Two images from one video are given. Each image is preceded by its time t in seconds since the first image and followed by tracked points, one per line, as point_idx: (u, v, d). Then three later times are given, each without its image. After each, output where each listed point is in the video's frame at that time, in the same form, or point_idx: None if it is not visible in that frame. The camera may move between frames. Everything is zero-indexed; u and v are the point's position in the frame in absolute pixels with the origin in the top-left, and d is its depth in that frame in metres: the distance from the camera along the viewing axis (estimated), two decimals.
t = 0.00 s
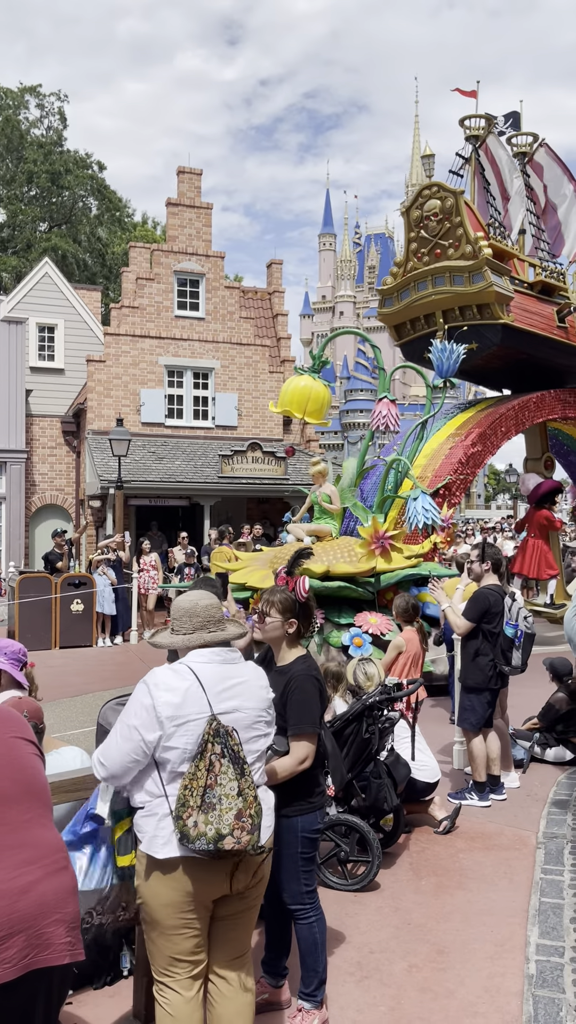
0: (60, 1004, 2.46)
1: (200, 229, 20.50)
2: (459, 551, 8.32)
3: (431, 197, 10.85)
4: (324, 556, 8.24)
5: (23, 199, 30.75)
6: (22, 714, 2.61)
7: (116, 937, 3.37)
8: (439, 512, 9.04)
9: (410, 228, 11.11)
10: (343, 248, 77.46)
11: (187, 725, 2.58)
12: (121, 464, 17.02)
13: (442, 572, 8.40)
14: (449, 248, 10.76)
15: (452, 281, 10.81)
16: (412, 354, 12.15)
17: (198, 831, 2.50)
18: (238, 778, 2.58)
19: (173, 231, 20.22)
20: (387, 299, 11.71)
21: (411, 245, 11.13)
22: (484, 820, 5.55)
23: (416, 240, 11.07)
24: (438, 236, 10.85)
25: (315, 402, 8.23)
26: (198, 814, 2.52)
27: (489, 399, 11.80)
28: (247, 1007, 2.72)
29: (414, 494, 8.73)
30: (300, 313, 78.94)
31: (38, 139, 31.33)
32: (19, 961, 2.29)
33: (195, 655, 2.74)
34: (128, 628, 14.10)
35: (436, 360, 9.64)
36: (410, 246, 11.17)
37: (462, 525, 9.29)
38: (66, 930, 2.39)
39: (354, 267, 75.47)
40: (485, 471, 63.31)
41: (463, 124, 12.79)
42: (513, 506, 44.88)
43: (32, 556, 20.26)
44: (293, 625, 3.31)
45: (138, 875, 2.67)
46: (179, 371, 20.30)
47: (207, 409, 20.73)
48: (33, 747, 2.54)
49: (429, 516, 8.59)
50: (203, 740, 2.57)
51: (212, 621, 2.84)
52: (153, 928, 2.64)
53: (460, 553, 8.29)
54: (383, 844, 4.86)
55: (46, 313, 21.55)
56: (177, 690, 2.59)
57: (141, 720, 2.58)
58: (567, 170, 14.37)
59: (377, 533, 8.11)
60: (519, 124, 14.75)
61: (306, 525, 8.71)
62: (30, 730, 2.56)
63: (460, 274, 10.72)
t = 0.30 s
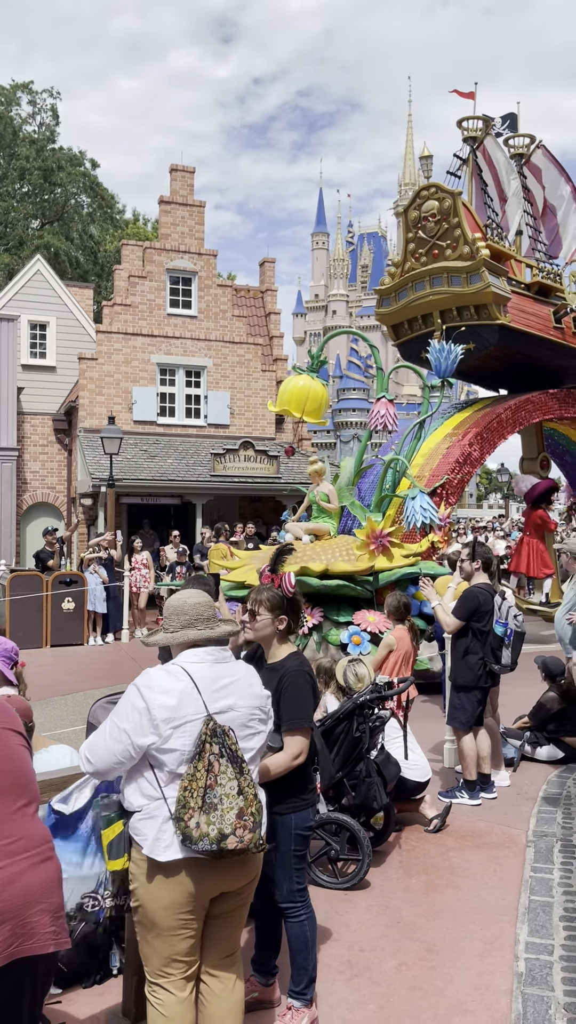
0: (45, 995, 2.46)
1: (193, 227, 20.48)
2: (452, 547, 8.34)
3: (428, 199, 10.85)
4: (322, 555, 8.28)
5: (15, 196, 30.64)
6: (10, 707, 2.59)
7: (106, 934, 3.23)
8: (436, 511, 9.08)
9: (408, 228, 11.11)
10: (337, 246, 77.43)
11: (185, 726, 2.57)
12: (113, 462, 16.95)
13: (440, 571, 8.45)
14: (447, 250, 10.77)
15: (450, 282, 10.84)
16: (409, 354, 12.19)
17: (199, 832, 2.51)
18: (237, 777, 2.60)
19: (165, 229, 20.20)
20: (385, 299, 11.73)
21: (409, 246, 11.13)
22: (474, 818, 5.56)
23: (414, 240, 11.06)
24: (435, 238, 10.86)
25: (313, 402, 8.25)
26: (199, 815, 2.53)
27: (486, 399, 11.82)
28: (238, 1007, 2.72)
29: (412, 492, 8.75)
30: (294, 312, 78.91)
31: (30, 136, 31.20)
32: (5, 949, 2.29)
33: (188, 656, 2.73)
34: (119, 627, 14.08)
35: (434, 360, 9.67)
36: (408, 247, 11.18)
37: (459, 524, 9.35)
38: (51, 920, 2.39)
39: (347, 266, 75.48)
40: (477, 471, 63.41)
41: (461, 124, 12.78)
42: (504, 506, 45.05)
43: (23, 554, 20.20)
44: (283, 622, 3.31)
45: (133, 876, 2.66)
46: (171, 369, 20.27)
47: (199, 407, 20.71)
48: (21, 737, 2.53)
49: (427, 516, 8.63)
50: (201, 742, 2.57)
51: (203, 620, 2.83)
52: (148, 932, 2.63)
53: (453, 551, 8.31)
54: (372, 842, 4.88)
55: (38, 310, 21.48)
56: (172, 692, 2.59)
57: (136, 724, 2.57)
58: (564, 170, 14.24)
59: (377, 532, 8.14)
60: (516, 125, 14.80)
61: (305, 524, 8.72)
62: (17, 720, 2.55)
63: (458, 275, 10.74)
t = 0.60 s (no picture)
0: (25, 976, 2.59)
1: (187, 226, 20.45)
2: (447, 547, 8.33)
3: (428, 200, 10.88)
4: (321, 553, 8.28)
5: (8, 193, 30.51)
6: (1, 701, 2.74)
7: (96, 934, 3.28)
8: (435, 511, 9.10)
9: (407, 230, 11.14)
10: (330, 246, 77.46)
11: (169, 727, 2.57)
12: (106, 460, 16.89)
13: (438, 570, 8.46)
14: (446, 251, 10.79)
15: (448, 283, 10.87)
16: (408, 354, 12.22)
17: (181, 834, 2.49)
18: (221, 779, 2.57)
19: (159, 227, 20.16)
20: (384, 300, 11.77)
21: (408, 247, 11.18)
22: (465, 817, 5.57)
23: (413, 242, 11.11)
24: (435, 239, 10.88)
25: (313, 402, 8.24)
26: (181, 816, 2.51)
27: (483, 399, 11.85)
28: (229, 1006, 2.73)
29: (412, 493, 8.74)
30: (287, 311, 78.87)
31: (23, 133, 31.08)
32: None
33: (177, 657, 2.72)
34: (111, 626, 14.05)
35: (433, 360, 9.70)
36: (407, 248, 11.23)
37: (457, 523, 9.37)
38: (27, 908, 2.52)
39: (341, 265, 75.51)
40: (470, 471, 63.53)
41: (459, 124, 12.81)
42: (496, 506, 45.19)
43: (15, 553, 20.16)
44: (280, 621, 3.32)
45: (123, 874, 2.67)
46: (164, 368, 20.24)
47: (193, 405, 20.69)
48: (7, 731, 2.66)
49: (426, 516, 8.63)
50: (184, 743, 2.55)
51: (194, 620, 2.82)
52: (138, 929, 2.63)
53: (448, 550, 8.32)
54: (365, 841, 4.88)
55: (31, 307, 21.42)
56: (157, 693, 2.58)
57: (123, 724, 2.57)
58: (560, 173, 14.29)
59: (377, 531, 8.14)
60: (514, 127, 14.82)
61: (304, 523, 8.71)
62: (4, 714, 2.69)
63: (457, 277, 10.77)
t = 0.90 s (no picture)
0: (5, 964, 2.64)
1: (182, 225, 20.44)
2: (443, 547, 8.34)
3: (428, 202, 10.90)
4: (322, 552, 8.29)
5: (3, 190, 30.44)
6: None
7: (88, 933, 3.31)
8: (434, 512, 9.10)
9: (408, 231, 11.17)
10: (325, 245, 77.48)
11: (156, 726, 2.57)
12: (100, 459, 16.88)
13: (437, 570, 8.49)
14: (446, 253, 10.81)
15: (448, 285, 10.88)
16: (408, 355, 12.25)
17: (158, 833, 2.49)
18: (202, 782, 2.55)
19: (154, 226, 20.14)
20: (384, 301, 11.79)
21: (409, 248, 11.20)
22: (458, 817, 5.59)
23: (414, 243, 11.13)
24: (435, 240, 10.89)
25: (314, 402, 8.25)
26: (159, 815, 2.51)
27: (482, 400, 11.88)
28: (220, 1006, 2.73)
29: (412, 493, 8.74)
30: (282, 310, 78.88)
31: (18, 130, 31.00)
32: None
33: (170, 656, 2.73)
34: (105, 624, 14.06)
35: (433, 361, 9.72)
36: (407, 250, 11.25)
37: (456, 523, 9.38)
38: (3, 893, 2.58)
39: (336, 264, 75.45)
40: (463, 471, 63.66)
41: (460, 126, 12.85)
42: (490, 505, 45.27)
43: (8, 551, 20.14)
44: (273, 620, 3.32)
45: (115, 872, 2.69)
46: (158, 366, 20.23)
47: (187, 404, 20.69)
48: None
49: (426, 516, 8.63)
50: (167, 743, 2.55)
51: (189, 619, 2.82)
52: (129, 926, 2.65)
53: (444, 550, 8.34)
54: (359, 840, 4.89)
55: (25, 305, 21.38)
56: (145, 692, 2.60)
57: (112, 721, 2.61)
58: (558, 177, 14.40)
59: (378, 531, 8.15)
60: (514, 130, 14.85)
61: (305, 522, 8.72)
62: None
63: (457, 279, 10.78)
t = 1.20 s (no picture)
0: None
1: (178, 224, 20.43)
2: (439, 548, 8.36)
3: (430, 204, 10.91)
4: (324, 551, 8.30)
5: None
6: None
7: (82, 932, 3.30)
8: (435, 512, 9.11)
9: (409, 233, 11.18)
10: (321, 245, 77.46)
11: (155, 722, 2.58)
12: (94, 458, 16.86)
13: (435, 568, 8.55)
14: (447, 254, 10.82)
15: (449, 287, 10.90)
16: (409, 356, 12.28)
17: (149, 829, 2.49)
18: (196, 781, 2.55)
19: (150, 225, 20.13)
20: (386, 303, 11.81)
21: (410, 250, 11.21)
22: (452, 817, 5.60)
23: (415, 244, 11.14)
24: (437, 242, 10.90)
25: (316, 402, 8.26)
26: (150, 812, 2.51)
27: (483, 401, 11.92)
28: (213, 1005, 2.74)
29: (414, 493, 8.74)
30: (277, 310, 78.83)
31: (14, 128, 30.92)
32: None
33: (170, 653, 2.74)
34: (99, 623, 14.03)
35: (434, 363, 9.73)
36: (409, 252, 11.26)
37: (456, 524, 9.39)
38: None
39: (332, 264, 75.35)
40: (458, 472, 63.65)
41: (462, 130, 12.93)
42: (485, 505, 45.25)
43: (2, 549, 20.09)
44: (266, 620, 3.33)
45: (110, 869, 2.69)
46: (154, 365, 20.21)
47: (182, 403, 20.67)
48: None
49: (428, 516, 8.64)
50: (164, 739, 2.56)
51: (190, 617, 2.83)
52: (123, 923, 2.65)
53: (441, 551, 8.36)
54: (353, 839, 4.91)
55: (20, 303, 21.33)
56: (145, 688, 2.60)
57: (111, 715, 2.61)
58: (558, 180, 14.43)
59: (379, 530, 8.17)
60: (515, 133, 14.88)
61: (306, 521, 8.73)
62: None
63: (459, 281, 10.80)
